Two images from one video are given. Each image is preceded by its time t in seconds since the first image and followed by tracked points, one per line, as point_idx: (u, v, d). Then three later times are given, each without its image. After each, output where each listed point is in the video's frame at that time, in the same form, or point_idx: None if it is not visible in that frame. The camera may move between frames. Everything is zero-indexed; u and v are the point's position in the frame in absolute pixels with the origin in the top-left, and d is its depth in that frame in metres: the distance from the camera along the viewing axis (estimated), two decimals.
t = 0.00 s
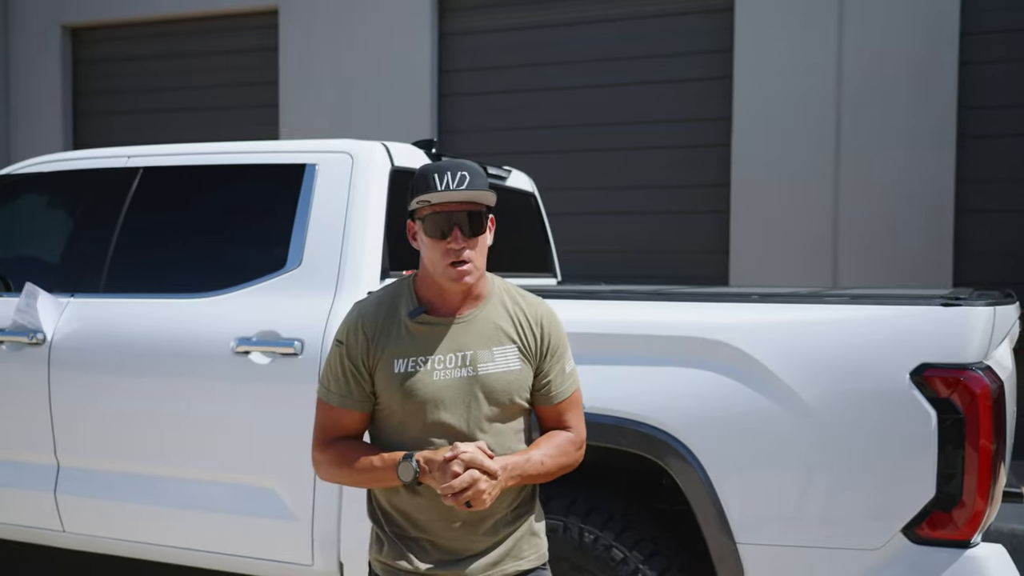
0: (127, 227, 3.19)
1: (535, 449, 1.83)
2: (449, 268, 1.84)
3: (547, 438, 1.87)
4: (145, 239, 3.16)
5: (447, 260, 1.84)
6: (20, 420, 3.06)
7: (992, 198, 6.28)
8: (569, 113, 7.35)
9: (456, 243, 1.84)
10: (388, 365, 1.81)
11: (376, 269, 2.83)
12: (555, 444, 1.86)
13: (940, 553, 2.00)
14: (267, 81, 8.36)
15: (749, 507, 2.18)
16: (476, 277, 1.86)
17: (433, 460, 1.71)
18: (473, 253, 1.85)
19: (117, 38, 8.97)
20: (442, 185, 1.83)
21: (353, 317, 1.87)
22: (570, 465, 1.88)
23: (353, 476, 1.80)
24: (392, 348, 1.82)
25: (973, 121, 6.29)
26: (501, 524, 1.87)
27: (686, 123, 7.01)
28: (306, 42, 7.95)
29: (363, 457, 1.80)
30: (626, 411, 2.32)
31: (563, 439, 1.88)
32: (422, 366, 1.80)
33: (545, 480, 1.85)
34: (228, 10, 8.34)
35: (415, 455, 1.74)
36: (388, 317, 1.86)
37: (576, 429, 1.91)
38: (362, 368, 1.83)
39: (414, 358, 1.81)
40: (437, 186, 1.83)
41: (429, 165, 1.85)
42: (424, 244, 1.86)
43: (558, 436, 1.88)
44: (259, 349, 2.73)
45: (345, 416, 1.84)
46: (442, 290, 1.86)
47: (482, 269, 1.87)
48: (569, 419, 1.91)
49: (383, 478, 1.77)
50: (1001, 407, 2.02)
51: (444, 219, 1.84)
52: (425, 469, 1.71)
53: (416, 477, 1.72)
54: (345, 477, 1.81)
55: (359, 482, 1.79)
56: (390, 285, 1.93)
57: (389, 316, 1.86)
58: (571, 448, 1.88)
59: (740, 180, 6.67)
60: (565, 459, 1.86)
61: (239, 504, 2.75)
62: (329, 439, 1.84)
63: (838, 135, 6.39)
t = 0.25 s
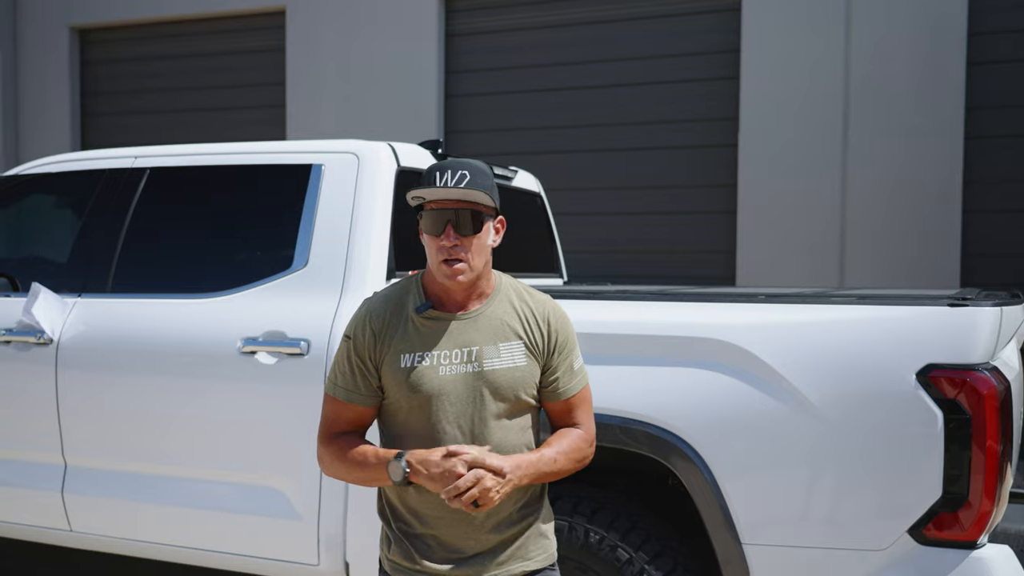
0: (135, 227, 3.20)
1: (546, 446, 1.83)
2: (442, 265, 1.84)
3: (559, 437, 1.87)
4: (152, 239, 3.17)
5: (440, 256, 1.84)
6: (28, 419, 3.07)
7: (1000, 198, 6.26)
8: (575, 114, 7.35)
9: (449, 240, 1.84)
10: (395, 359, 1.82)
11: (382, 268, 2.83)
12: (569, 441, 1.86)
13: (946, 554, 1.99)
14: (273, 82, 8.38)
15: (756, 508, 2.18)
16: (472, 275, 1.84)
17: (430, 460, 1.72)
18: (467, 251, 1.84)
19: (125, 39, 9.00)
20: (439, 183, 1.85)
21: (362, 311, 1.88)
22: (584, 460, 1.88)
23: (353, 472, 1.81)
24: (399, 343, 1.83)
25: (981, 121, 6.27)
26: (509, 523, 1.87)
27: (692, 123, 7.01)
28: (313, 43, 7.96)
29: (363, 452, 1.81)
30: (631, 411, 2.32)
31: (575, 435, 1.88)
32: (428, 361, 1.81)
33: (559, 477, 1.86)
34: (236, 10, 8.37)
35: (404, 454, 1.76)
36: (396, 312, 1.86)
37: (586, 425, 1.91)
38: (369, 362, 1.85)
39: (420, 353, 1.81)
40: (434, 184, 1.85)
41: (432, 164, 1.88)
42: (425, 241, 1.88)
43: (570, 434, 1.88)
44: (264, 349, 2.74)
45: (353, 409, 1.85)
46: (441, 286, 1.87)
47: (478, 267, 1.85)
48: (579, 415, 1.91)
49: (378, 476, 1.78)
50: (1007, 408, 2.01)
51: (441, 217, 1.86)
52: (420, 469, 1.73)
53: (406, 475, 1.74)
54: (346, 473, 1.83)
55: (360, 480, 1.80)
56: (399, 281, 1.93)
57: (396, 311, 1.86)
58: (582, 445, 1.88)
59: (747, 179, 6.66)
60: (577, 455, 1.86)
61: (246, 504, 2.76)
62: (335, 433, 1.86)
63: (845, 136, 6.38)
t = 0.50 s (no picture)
0: (140, 227, 3.21)
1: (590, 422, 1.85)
2: (460, 264, 1.84)
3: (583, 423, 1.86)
4: (157, 239, 3.18)
5: (458, 256, 1.84)
6: (33, 420, 3.07)
7: (1007, 198, 6.23)
8: (580, 113, 7.35)
9: (467, 239, 1.84)
10: (399, 358, 1.83)
11: (386, 268, 2.84)
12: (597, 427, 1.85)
13: (951, 555, 1.98)
14: (279, 82, 8.39)
15: (761, 508, 2.17)
16: (488, 273, 1.85)
17: (378, 410, 1.71)
18: (484, 249, 1.85)
19: (131, 39, 9.02)
20: (453, 183, 1.85)
21: (366, 312, 1.90)
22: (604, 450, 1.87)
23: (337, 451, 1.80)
24: (403, 342, 1.84)
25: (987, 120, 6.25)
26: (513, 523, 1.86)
27: (698, 123, 7.00)
28: (318, 43, 7.98)
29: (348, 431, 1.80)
30: (637, 411, 2.32)
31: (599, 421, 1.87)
32: (432, 358, 1.81)
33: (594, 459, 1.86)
34: (242, 10, 8.38)
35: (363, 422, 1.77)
36: (400, 312, 1.87)
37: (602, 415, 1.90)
38: (373, 362, 1.86)
39: (425, 350, 1.82)
40: (449, 184, 1.85)
41: (438, 164, 1.87)
42: (435, 242, 1.86)
43: (596, 422, 1.85)
44: (269, 349, 2.74)
45: (356, 407, 1.86)
46: (454, 287, 1.86)
47: (493, 266, 1.87)
48: (590, 409, 1.90)
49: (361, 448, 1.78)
50: (1013, 408, 1.99)
51: (454, 216, 1.85)
52: (374, 426, 1.72)
53: (368, 442, 1.76)
54: (331, 453, 1.81)
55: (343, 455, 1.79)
56: (405, 282, 1.94)
57: (401, 311, 1.88)
58: (608, 433, 1.87)
59: (752, 179, 6.65)
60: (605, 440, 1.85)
61: (251, 503, 2.76)
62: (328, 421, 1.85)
63: (851, 136, 6.36)
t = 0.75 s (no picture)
0: (145, 227, 3.22)
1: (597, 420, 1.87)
2: (452, 256, 1.85)
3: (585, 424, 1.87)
4: (162, 239, 3.18)
5: (449, 248, 1.85)
6: (39, 420, 3.08)
7: (1014, 197, 6.21)
8: (585, 113, 7.34)
9: (458, 231, 1.85)
10: (403, 356, 1.83)
11: (391, 268, 2.84)
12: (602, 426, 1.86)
13: (957, 555, 1.98)
14: (284, 83, 8.41)
15: (766, 509, 2.17)
16: (482, 264, 1.85)
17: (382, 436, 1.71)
18: (475, 239, 1.85)
19: (137, 40, 9.04)
20: (442, 175, 1.86)
21: (369, 313, 1.89)
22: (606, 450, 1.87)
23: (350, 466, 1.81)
24: (407, 340, 1.83)
25: (994, 120, 6.22)
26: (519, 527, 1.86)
27: (703, 123, 6.99)
28: (324, 43, 7.98)
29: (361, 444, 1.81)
30: (643, 411, 2.31)
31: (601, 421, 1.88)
32: (437, 356, 1.81)
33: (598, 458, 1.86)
34: (248, 11, 8.40)
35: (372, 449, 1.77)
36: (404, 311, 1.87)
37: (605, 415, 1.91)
38: (378, 362, 1.86)
39: (429, 348, 1.81)
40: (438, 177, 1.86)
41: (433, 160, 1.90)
42: (431, 237, 1.89)
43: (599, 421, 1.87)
44: (274, 348, 2.74)
45: (362, 410, 1.86)
46: (450, 281, 1.86)
47: (487, 257, 1.86)
48: (594, 407, 1.91)
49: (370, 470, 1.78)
50: (1020, 409, 1.98)
51: (446, 209, 1.87)
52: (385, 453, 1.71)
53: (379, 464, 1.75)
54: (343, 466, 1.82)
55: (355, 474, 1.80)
56: (408, 283, 1.94)
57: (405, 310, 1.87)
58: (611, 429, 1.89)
59: (758, 180, 6.64)
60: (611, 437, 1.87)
61: (256, 503, 2.77)
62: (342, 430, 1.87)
63: (857, 136, 6.34)
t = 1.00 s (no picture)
0: (150, 227, 3.23)
1: (572, 438, 1.83)
2: (462, 251, 1.85)
3: (581, 429, 1.87)
4: (167, 238, 3.19)
5: (459, 243, 1.85)
6: (46, 419, 3.09)
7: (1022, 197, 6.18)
8: (591, 113, 7.34)
9: (468, 225, 1.85)
10: (407, 355, 1.82)
11: (396, 268, 2.84)
12: (591, 434, 1.85)
13: (962, 556, 1.97)
14: (290, 83, 8.42)
15: (770, 509, 2.16)
16: (490, 259, 1.85)
17: (427, 444, 1.71)
18: (485, 234, 1.86)
19: (144, 40, 9.07)
20: (454, 169, 1.86)
21: (373, 311, 1.89)
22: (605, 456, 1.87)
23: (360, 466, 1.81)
24: (411, 339, 1.83)
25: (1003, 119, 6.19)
26: (523, 527, 1.86)
27: (709, 122, 6.97)
28: (329, 44, 7.99)
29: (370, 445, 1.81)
30: (647, 411, 2.31)
31: (596, 429, 1.87)
32: (441, 355, 1.80)
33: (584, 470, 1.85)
34: (254, 11, 8.41)
35: (404, 445, 1.76)
36: (408, 310, 1.87)
37: (606, 420, 1.91)
38: (382, 361, 1.85)
39: (433, 347, 1.81)
40: (449, 170, 1.86)
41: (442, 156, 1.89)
42: (439, 232, 1.88)
43: (592, 426, 1.87)
44: (279, 348, 2.75)
45: (365, 409, 1.85)
46: (457, 277, 1.86)
47: (496, 252, 1.87)
48: (596, 409, 1.91)
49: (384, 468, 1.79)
50: None
51: (455, 204, 1.87)
52: (419, 457, 1.72)
53: (406, 465, 1.74)
54: (353, 468, 1.83)
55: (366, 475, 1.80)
56: (411, 281, 1.93)
57: (408, 309, 1.87)
58: (605, 436, 1.88)
59: (764, 179, 6.63)
60: (602, 446, 1.86)
61: (261, 502, 2.77)
62: (346, 429, 1.86)
63: (864, 135, 6.32)
